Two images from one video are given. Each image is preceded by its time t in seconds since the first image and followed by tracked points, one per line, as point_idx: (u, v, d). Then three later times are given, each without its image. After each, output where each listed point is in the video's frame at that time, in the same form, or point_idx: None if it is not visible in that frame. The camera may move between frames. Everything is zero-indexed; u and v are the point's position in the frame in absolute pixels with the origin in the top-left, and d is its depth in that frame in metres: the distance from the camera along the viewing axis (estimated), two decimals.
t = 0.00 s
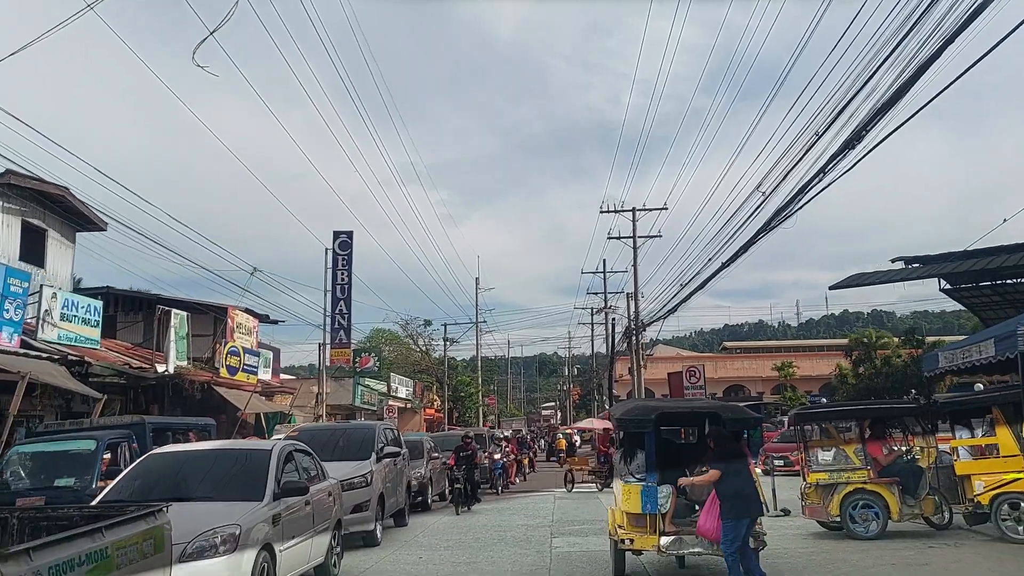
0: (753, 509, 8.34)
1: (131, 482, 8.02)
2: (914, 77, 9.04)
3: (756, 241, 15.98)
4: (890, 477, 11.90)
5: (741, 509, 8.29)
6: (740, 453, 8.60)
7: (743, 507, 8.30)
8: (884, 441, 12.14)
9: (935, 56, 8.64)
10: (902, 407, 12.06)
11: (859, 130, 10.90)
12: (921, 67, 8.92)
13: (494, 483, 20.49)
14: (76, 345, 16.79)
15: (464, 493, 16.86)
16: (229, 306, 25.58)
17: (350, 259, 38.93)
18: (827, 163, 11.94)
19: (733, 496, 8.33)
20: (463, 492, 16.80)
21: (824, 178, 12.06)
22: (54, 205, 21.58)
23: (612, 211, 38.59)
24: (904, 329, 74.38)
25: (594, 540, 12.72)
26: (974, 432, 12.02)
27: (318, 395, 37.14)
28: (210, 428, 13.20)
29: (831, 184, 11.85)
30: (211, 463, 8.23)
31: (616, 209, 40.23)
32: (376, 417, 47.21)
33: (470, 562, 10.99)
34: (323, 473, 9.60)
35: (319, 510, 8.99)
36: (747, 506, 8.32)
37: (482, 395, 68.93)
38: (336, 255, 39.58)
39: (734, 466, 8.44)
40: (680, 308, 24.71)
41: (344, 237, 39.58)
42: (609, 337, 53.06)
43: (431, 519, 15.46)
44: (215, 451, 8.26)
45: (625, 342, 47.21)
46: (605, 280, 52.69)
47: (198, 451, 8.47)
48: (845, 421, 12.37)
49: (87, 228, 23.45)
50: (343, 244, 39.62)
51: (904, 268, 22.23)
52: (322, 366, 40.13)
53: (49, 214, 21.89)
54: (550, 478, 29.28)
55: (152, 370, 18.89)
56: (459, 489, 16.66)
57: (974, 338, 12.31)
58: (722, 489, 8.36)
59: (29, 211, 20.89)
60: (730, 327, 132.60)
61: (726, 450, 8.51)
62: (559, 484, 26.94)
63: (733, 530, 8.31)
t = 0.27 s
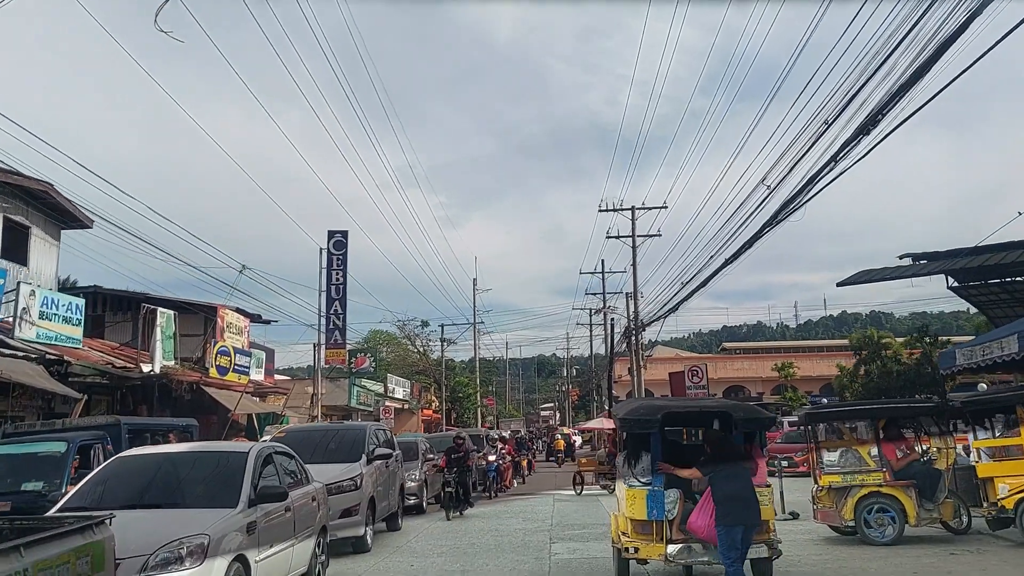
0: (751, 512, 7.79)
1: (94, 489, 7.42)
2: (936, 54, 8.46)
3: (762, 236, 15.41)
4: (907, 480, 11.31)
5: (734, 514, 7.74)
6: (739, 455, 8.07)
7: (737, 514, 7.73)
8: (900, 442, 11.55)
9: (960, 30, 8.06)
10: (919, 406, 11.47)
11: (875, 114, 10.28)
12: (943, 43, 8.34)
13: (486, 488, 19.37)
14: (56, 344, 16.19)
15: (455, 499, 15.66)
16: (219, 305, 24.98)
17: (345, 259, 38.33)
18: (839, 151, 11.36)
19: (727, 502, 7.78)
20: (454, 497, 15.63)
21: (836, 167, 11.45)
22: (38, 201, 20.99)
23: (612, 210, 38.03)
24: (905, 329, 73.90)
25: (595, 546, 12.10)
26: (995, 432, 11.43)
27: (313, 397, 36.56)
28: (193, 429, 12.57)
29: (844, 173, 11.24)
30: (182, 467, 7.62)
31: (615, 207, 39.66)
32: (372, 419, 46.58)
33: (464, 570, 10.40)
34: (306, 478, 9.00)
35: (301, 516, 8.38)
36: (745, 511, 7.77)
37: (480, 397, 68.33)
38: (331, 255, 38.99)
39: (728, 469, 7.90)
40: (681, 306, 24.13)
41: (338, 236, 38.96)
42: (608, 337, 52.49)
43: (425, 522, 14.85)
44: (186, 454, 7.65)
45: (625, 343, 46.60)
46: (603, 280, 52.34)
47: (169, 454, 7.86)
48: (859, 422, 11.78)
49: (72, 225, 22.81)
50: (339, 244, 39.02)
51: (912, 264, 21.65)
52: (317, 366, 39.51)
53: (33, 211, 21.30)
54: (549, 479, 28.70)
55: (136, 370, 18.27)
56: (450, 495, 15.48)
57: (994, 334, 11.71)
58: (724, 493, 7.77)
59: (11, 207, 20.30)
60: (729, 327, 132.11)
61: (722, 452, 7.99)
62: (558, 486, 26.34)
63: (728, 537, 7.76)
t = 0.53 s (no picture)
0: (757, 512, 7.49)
1: (59, 492, 6.88)
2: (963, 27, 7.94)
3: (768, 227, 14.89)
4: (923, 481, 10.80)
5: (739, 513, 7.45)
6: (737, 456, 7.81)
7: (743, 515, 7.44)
8: (916, 440, 11.02)
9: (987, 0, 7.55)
10: (937, 403, 10.93)
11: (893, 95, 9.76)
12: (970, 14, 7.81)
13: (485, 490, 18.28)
14: (39, 340, 15.64)
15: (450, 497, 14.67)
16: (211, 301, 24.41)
17: (341, 255, 37.77)
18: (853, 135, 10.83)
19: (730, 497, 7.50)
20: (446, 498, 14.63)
21: (849, 152, 10.93)
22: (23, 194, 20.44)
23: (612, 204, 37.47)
24: (906, 326, 73.46)
25: (597, 550, 11.55)
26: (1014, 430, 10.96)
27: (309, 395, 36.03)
28: (177, 427, 12.03)
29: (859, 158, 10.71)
30: (154, 469, 7.08)
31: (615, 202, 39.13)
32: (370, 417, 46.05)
33: None
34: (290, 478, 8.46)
35: (284, 518, 7.82)
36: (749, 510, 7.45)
37: (479, 395, 67.77)
38: (327, 251, 38.42)
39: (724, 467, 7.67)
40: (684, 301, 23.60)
41: (335, 231, 38.39)
42: (608, 334, 51.96)
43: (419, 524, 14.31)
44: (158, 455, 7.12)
45: (625, 340, 46.05)
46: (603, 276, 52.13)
47: (141, 454, 7.34)
48: (872, 419, 11.23)
49: (60, 218, 22.23)
50: (335, 239, 38.45)
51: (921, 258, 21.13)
52: (313, 364, 38.96)
53: (19, 204, 20.74)
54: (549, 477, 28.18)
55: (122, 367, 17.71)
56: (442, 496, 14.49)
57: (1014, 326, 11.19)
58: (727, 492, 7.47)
59: None
60: (728, 325, 131.64)
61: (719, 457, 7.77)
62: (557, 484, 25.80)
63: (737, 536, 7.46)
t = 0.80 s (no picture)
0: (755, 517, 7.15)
1: (26, 498, 6.44)
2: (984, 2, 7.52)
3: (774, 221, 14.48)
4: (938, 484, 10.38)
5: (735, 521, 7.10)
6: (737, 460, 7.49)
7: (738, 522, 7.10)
8: (930, 441, 10.59)
9: None
10: (952, 402, 10.49)
11: (907, 80, 9.36)
12: None
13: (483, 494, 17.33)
14: (23, 338, 15.20)
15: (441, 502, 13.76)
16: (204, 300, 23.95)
17: (338, 254, 37.30)
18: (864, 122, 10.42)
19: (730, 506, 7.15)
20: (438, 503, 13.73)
21: (860, 141, 10.52)
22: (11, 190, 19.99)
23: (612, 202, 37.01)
24: (907, 326, 73.08)
25: (598, 556, 11.12)
26: None
27: (305, 395, 35.59)
28: (161, 428, 11.58)
29: (871, 147, 10.31)
30: (127, 474, 6.62)
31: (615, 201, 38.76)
32: (367, 418, 45.61)
33: None
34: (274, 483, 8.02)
35: (267, 523, 7.36)
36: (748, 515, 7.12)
37: (478, 395, 67.30)
38: (323, 250, 37.96)
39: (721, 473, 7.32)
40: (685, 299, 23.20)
41: (332, 230, 37.97)
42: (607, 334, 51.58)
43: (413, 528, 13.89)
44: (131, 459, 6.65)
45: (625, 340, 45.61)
46: (602, 275, 51.74)
47: (114, 458, 6.88)
48: (884, 419, 10.80)
49: (50, 215, 21.77)
50: (332, 238, 37.99)
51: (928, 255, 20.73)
52: (309, 364, 38.53)
53: (7, 200, 20.29)
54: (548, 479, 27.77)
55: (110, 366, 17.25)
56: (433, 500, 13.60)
57: None
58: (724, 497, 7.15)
59: None
60: (728, 325, 131.27)
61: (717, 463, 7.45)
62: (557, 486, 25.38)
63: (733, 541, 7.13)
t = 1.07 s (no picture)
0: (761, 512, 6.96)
1: None
2: None
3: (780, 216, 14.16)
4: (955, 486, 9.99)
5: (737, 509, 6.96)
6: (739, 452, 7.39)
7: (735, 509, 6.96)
8: (947, 441, 10.21)
9: None
10: (971, 400, 10.10)
11: (923, 64, 9.00)
12: None
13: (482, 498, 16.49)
14: (10, 336, 14.82)
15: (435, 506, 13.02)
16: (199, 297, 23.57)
17: (337, 252, 36.93)
18: (876, 111, 10.09)
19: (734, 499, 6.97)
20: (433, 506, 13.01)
21: (873, 128, 10.16)
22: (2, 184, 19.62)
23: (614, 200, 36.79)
24: (910, 324, 72.62)
25: (601, 560, 10.76)
26: None
27: (304, 395, 35.24)
28: (150, 428, 11.23)
29: (884, 135, 9.94)
30: (101, 477, 6.25)
31: (616, 198, 38.38)
32: (367, 417, 45.27)
33: None
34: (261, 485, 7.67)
35: (250, 524, 6.98)
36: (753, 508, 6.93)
37: (478, 395, 66.90)
38: (322, 248, 37.57)
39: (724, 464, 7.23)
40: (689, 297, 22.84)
41: (331, 228, 37.60)
42: (608, 333, 51.21)
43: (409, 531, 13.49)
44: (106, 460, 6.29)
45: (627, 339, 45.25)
46: (603, 274, 51.38)
47: (87, 460, 6.51)
48: (898, 419, 10.41)
49: (42, 211, 21.41)
50: (330, 236, 37.61)
51: (936, 250, 20.35)
52: (308, 363, 38.17)
53: None
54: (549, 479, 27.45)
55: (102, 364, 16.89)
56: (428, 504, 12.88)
57: None
58: (726, 490, 6.99)
59: None
60: (729, 324, 130.85)
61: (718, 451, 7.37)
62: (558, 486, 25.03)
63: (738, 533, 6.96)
